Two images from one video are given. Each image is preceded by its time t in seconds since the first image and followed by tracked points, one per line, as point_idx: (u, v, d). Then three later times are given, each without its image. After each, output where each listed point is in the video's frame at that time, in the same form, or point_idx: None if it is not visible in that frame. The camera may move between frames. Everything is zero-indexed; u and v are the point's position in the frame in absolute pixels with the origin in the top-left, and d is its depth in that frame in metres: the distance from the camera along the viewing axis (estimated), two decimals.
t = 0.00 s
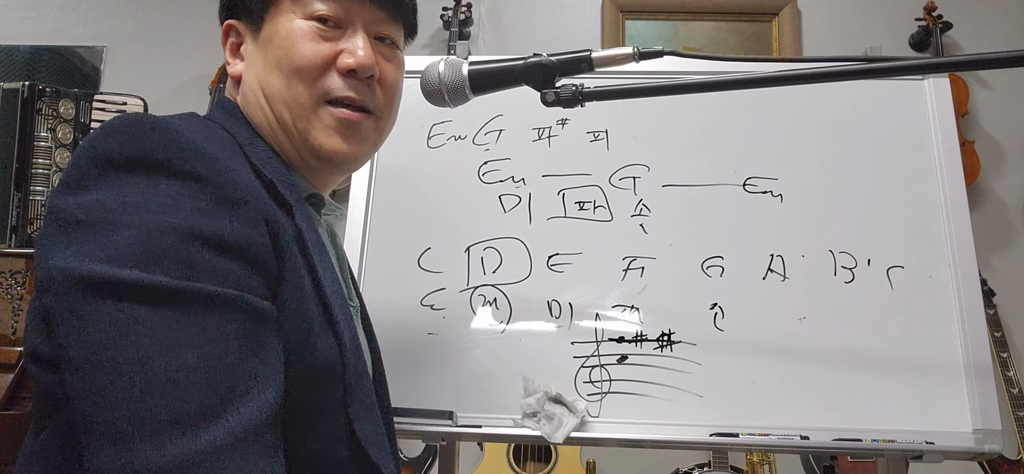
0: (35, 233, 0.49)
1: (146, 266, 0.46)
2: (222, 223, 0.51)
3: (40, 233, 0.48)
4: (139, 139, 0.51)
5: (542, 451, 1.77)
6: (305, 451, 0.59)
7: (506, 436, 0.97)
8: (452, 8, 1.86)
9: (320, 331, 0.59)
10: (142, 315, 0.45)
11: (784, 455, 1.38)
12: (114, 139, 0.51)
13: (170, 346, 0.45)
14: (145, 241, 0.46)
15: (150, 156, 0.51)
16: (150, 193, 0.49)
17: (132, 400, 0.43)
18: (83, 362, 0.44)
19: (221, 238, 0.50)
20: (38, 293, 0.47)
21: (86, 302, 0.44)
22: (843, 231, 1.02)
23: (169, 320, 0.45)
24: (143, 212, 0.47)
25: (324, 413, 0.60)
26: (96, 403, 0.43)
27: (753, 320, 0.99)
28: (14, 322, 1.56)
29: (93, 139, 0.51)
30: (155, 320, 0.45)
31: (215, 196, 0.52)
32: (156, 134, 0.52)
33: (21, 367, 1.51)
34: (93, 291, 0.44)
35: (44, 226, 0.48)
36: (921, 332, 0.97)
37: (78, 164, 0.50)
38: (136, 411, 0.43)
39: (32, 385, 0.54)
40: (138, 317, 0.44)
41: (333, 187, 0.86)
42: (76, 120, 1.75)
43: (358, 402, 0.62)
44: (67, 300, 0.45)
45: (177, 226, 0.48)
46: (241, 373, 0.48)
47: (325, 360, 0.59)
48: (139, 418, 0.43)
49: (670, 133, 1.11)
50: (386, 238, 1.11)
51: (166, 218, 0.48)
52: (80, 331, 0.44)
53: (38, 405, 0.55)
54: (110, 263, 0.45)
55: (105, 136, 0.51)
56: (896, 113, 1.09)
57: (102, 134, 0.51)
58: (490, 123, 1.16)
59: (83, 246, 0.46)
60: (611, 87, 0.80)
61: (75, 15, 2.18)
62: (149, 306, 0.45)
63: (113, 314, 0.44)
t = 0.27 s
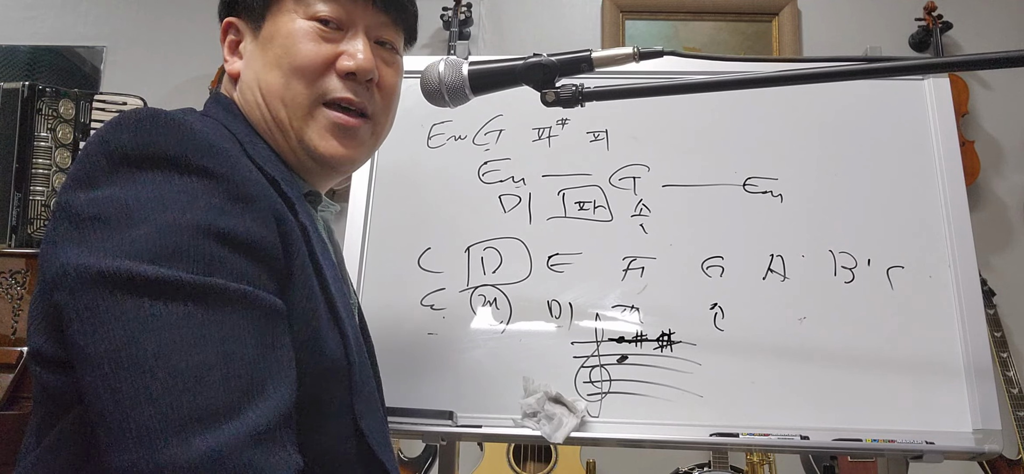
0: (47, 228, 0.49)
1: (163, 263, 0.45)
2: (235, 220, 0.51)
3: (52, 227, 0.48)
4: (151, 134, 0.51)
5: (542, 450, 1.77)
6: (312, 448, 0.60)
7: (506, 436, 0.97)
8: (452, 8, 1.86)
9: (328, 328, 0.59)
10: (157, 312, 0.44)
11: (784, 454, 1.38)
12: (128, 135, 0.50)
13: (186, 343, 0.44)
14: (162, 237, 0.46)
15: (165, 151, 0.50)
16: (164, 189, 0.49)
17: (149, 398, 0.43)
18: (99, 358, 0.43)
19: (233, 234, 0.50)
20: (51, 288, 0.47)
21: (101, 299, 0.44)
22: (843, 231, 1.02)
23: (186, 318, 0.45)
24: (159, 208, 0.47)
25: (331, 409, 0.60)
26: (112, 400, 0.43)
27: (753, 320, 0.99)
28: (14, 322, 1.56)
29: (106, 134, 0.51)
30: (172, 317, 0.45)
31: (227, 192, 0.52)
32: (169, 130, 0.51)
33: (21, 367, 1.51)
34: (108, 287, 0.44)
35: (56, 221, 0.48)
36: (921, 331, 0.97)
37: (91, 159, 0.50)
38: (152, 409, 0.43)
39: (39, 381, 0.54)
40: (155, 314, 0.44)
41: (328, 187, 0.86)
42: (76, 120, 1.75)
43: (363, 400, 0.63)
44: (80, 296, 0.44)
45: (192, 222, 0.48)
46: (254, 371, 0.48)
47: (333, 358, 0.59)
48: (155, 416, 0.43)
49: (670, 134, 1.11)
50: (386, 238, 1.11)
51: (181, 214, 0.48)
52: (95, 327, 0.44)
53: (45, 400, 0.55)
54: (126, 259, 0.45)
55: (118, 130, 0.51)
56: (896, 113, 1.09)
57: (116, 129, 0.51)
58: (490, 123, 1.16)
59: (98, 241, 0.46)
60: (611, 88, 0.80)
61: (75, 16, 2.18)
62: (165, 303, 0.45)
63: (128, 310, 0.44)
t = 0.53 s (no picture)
0: (58, 234, 0.48)
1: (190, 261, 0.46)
2: (250, 219, 0.52)
3: (64, 234, 0.48)
4: (160, 135, 0.51)
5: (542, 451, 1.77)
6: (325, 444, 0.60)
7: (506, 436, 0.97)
8: (452, 8, 1.86)
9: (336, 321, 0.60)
10: (188, 306, 0.45)
11: (784, 455, 1.38)
12: (136, 137, 0.51)
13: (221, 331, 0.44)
14: (185, 236, 0.47)
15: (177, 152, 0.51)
16: (178, 188, 0.49)
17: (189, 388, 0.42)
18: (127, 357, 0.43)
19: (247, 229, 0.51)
20: (68, 294, 0.46)
21: (128, 301, 0.44)
22: (843, 231, 1.02)
23: (217, 308, 0.45)
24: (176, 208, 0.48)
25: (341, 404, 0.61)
26: (154, 397, 0.42)
27: (753, 320, 0.99)
28: (14, 322, 1.56)
29: (112, 139, 0.51)
30: (202, 309, 0.45)
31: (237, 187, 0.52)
32: (177, 131, 0.52)
33: (21, 367, 1.51)
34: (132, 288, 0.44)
35: (70, 226, 0.47)
36: (921, 331, 0.97)
37: (103, 162, 0.50)
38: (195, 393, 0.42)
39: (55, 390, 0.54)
40: (184, 308, 0.44)
41: (324, 186, 0.86)
42: (76, 120, 1.75)
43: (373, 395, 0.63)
44: (104, 298, 0.44)
45: (208, 218, 0.49)
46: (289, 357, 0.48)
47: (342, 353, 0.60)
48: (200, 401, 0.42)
49: (670, 134, 1.11)
50: (386, 238, 1.11)
51: (199, 210, 0.49)
52: (125, 329, 0.44)
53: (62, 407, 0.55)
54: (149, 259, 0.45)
55: (125, 134, 0.51)
56: (896, 113, 1.09)
57: (122, 134, 0.51)
58: (490, 123, 1.16)
59: (118, 242, 0.46)
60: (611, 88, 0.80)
61: (75, 16, 2.18)
62: (191, 297, 0.45)
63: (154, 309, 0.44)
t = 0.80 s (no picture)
0: (90, 235, 0.46)
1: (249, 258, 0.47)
2: (287, 216, 0.54)
3: (98, 235, 0.45)
4: (194, 134, 0.50)
5: (542, 451, 1.77)
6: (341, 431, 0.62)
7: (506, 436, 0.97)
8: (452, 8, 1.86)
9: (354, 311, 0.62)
10: (253, 300, 0.45)
11: (784, 455, 1.38)
12: (170, 135, 0.49)
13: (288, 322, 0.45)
14: (241, 234, 0.47)
15: (214, 151, 0.51)
16: (222, 189, 0.49)
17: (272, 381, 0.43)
18: (193, 357, 0.43)
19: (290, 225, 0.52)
20: (113, 297, 0.45)
21: (190, 303, 0.44)
22: (843, 231, 1.02)
23: (277, 302, 0.46)
24: (227, 210, 0.48)
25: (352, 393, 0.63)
26: (237, 396, 0.43)
27: (753, 321, 0.99)
28: (14, 322, 1.56)
29: (141, 138, 0.49)
30: (264, 304, 0.45)
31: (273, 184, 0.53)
32: (209, 131, 0.52)
33: (21, 367, 1.51)
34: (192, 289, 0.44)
35: (106, 226, 0.45)
36: (921, 331, 0.97)
37: (134, 160, 0.48)
38: (280, 383, 0.43)
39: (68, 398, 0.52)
40: (245, 305, 0.45)
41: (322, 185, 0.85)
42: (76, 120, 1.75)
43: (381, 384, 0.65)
44: (161, 300, 0.44)
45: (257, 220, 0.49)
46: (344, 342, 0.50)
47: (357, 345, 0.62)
48: (286, 388, 0.43)
49: (670, 134, 1.11)
50: (386, 238, 1.11)
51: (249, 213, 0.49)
52: (190, 331, 0.43)
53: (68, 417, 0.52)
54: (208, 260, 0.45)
55: (156, 133, 0.50)
56: (896, 113, 1.09)
57: (149, 132, 0.50)
58: (490, 123, 1.16)
59: (171, 241, 0.45)
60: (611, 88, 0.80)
61: (75, 16, 2.18)
62: (253, 293, 0.46)
63: (216, 309, 0.44)
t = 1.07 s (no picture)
0: (192, 258, 0.48)
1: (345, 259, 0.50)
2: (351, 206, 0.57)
3: (202, 256, 0.48)
4: (265, 139, 0.50)
5: (542, 451, 1.77)
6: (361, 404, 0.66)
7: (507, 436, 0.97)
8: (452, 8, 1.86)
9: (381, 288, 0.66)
10: (367, 294, 0.49)
11: (784, 455, 1.38)
12: (240, 149, 0.49)
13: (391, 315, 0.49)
14: (333, 237, 0.50)
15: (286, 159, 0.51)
16: (308, 193, 0.52)
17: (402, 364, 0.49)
18: (317, 356, 0.48)
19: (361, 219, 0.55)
20: (229, 310, 0.48)
21: (314, 303, 0.48)
22: (843, 231, 1.02)
23: (377, 298, 0.50)
24: (315, 213, 0.51)
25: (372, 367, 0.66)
26: (377, 381, 0.48)
27: (753, 321, 0.99)
28: (14, 322, 1.56)
29: (210, 154, 0.49)
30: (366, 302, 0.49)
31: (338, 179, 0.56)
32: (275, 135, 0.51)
33: (21, 367, 1.51)
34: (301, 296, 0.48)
35: (209, 247, 0.47)
36: (921, 332, 0.97)
37: (214, 181, 0.48)
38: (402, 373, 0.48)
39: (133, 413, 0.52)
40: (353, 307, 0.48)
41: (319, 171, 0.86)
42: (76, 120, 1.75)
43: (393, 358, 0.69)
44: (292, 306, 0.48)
45: (343, 220, 0.52)
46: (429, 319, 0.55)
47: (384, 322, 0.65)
48: (409, 377, 0.49)
49: (671, 134, 1.11)
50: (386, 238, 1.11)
51: (334, 213, 0.52)
52: (321, 329, 0.48)
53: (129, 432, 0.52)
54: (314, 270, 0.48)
55: (225, 145, 0.50)
56: (896, 113, 1.09)
57: (218, 146, 0.50)
58: (490, 123, 1.16)
59: (277, 255, 0.48)
60: (611, 88, 0.80)
61: (75, 15, 2.18)
62: (362, 290, 0.49)
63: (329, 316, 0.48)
